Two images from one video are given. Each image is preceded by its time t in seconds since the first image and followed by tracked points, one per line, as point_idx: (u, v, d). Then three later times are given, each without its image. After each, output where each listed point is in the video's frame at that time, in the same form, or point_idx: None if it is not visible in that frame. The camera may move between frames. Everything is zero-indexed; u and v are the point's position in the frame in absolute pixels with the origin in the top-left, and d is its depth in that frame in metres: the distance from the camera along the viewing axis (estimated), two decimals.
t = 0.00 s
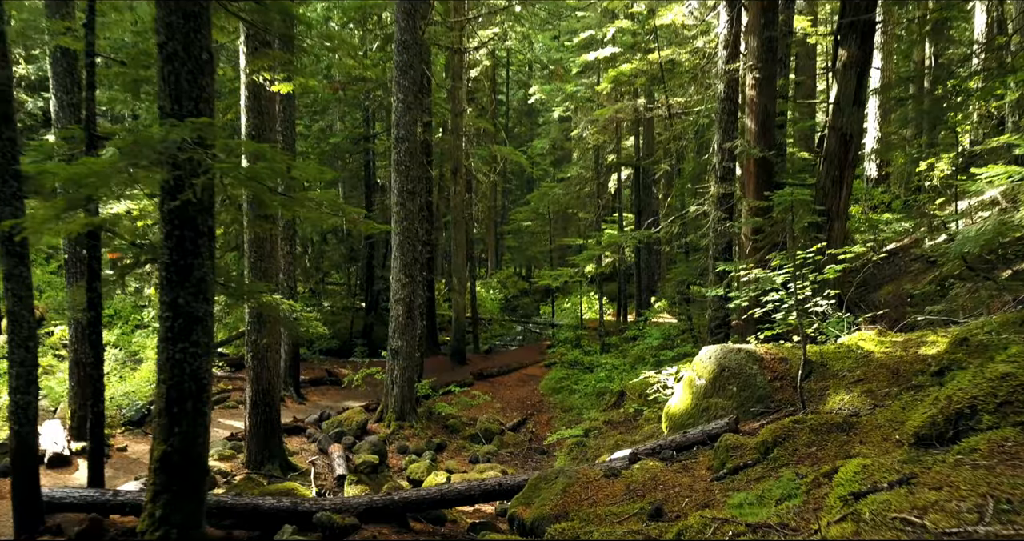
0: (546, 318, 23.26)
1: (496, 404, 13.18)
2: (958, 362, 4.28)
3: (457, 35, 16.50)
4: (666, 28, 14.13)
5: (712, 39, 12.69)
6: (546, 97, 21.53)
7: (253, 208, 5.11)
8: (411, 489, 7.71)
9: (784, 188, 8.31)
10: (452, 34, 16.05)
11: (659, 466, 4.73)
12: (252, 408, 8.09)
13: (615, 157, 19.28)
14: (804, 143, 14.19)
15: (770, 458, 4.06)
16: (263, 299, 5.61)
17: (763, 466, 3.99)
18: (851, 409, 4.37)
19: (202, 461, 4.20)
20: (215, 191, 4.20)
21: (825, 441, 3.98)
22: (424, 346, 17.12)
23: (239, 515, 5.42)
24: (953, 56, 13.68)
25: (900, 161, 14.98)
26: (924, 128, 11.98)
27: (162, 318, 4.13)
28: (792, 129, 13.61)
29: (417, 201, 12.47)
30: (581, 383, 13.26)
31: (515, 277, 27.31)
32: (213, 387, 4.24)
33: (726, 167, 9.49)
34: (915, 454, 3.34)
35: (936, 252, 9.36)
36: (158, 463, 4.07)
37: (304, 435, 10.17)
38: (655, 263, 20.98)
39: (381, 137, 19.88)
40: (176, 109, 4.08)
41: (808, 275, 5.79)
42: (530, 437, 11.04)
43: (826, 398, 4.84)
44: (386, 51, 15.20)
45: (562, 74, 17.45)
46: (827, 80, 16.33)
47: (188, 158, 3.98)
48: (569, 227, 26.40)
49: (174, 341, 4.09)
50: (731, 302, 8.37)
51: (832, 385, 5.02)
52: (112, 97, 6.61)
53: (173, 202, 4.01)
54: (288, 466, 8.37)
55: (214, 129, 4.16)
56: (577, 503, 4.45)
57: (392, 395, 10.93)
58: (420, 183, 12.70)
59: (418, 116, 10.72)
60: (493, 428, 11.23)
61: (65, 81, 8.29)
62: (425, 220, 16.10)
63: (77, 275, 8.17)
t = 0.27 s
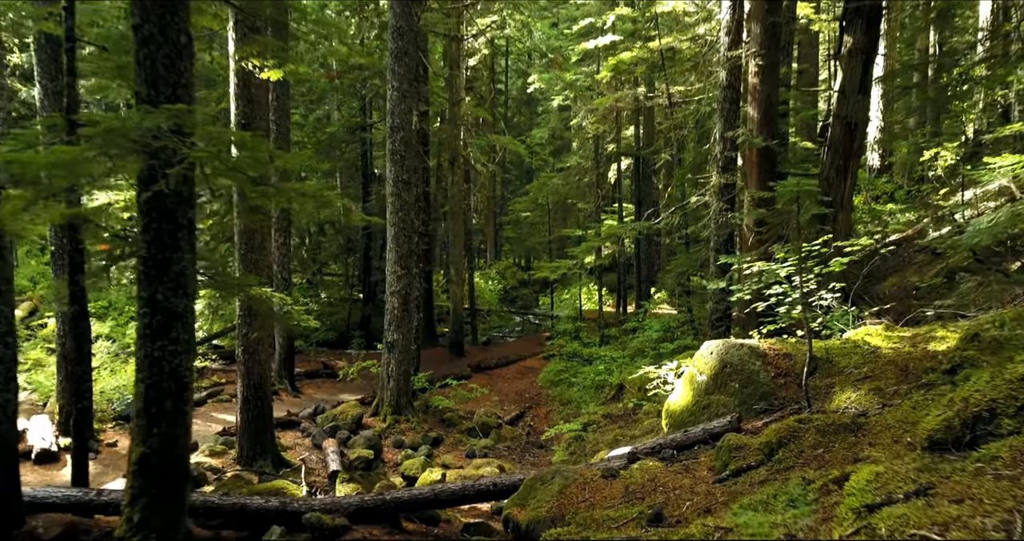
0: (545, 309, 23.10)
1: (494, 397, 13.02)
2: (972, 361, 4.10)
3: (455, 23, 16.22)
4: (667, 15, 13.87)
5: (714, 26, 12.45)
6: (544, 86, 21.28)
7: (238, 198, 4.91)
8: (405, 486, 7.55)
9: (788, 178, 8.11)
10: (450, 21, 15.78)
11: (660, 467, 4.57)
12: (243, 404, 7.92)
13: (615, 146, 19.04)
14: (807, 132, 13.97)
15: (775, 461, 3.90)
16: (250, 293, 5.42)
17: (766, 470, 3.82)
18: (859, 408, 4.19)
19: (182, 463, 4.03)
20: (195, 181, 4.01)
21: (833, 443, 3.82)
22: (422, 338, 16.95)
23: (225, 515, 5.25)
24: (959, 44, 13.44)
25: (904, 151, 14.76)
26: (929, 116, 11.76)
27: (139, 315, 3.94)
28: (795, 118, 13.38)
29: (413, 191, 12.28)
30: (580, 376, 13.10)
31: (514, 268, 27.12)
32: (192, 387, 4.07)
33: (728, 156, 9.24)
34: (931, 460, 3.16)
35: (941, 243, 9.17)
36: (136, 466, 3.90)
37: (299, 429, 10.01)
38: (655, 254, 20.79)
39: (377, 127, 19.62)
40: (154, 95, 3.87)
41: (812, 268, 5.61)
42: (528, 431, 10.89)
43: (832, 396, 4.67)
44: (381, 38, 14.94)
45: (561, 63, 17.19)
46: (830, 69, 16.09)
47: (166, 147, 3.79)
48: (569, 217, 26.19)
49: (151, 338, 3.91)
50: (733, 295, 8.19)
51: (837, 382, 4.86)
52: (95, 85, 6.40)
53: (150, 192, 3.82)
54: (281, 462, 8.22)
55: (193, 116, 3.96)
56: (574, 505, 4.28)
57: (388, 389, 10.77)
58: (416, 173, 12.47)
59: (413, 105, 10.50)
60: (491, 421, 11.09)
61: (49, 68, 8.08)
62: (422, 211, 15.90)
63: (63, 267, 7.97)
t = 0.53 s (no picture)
0: (545, 302, 22.95)
1: (492, 391, 12.90)
2: (986, 361, 3.96)
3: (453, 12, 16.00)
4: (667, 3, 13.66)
5: (715, 14, 12.24)
6: (544, 77, 21.06)
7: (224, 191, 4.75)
8: (401, 483, 7.42)
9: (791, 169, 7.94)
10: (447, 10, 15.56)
11: (659, 468, 4.43)
12: (236, 400, 7.78)
13: (615, 138, 18.85)
14: (810, 123, 13.78)
15: (779, 464, 3.76)
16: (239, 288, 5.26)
17: (771, 474, 3.68)
18: (867, 409, 4.05)
19: (165, 466, 3.88)
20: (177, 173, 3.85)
21: (840, 445, 3.68)
22: (420, 331, 16.82)
23: (214, 516, 5.12)
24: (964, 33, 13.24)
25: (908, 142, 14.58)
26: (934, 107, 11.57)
27: (120, 312, 3.79)
28: (797, 109, 13.19)
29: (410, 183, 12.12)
30: (579, 369, 12.97)
31: (513, 261, 26.96)
32: (175, 386, 3.92)
33: (731, 147, 8.94)
34: (947, 468, 3.02)
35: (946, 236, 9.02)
36: (118, 469, 3.75)
37: (294, 425, 9.88)
38: (655, 246, 20.64)
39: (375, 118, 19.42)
40: (133, 82, 3.70)
41: (817, 263, 5.46)
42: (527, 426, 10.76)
43: (838, 395, 4.53)
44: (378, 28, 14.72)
45: (561, 53, 16.99)
46: (833, 59, 15.89)
47: (145, 138, 3.63)
48: (568, 209, 26.01)
49: (132, 336, 3.76)
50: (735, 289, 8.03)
51: (843, 380, 4.72)
52: (81, 73, 6.23)
53: (130, 185, 3.67)
54: (275, 458, 8.09)
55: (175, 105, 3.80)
56: (571, 508, 4.15)
57: (384, 384, 10.63)
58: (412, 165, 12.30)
59: (410, 95, 10.32)
60: (489, 416, 10.96)
61: (37, 57, 7.90)
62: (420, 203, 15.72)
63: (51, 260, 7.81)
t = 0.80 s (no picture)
0: (544, 294, 22.77)
1: (490, 385, 12.73)
2: (1003, 362, 3.78)
3: None
4: None
5: (717, 1, 12.00)
6: (543, 66, 20.79)
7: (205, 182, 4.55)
8: (396, 481, 7.27)
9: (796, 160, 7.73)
10: None
11: (660, 471, 4.26)
12: (227, 396, 7.62)
13: (615, 128, 18.61)
14: (813, 113, 13.55)
15: (785, 469, 3.59)
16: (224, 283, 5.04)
17: (777, 480, 3.51)
18: (877, 412, 3.87)
19: (143, 471, 3.71)
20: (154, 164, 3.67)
21: (850, 450, 3.51)
22: (417, 324, 16.64)
23: (199, 519, 4.95)
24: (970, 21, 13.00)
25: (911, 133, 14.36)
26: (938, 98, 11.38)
27: (94, 311, 3.61)
28: (800, 99, 12.96)
29: (405, 174, 11.90)
30: (578, 363, 12.81)
31: (513, 252, 26.76)
32: (153, 387, 3.74)
33: (733, 138, 8.78)
34: (968, 481, 2.84)
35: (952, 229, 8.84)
36: (92, 474, 3.58)
37: (288, 420, 9.73)
38: (655, 238, 20.44)
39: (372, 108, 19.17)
40: (105, 68, 3.48)
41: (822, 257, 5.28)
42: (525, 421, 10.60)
43: (846, 396, 4.36)
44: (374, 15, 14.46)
45: (560, 41, 16.72)
46: (835, 48, 15.64)
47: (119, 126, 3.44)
48: (568, 200, 25.79)
49: (107, 336, 3.58)
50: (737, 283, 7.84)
51: (852, 379, 4.54)
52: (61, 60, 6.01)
53: (102, 177, 3.47)
54: (267, 455, 7.93)
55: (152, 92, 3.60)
56: (567, 513, 3.98)
57: (380, 378, 10.46)
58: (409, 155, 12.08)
59: (405, 84, 10.09)
60: (486, 411, 10.80)
61: (20, 44, 7.67)
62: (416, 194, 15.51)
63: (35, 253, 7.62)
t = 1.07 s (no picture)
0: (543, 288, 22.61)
1: (488, 380, 12.58)
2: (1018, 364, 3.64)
3: None
4: None
5: None
6: (542, 58, 20.56)
7: (189, 175, 4.39)
8: (391, 480, 7.13)
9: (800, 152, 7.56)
10: None
11: (660, 475, 4.11)
12: (219, 393, 7.47)
13: (615, 121, 18.41)
14: (816, 105, 13.36)
15: (791, 476, 3.45)
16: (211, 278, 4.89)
17: (781, 487, 3.37)
18: (885, 415, 3.73)
19: (122, 477, 3.56)
20: (132, 156, 3.50)
21: (859, 456, 3.37)
22: (415, 318, 16.48)
23: (185, 522, 4.81)
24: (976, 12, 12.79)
25: (914, 125, 14.18)
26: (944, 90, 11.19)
27: (70, 310, 3.46)
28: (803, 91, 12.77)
29: (402, 167, 11.72)
30: (577, 358, 12.66)
31: (512, 246, 26.58)
32: (133, 389, 3.59)
33: (735, 130, 8.60)
34: (988, 494, 2.70)
35: (958, 223, 8.67)
36: (68, 480, 3.44)
37: (283, 416, 9.58)
38: (655, 231, 20.26)
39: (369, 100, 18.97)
40: (79, 56, 3.31)
41: (828, 253, 5.13)
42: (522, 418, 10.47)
43: (853, 397, 4.21)
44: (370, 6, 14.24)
45: (559, 32, 16.51)
46: (839, 39, 15.43)
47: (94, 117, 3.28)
48: (567, 193, 25.61)
49: (84, 337, 3.43)
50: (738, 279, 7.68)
51: (859, 380, 4.40)
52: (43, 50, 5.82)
53: (77, 170, 3.31)
54: (261, 453, 7.80)
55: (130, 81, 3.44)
56: (564, 519, 3.82)
57: (376, 374, 10.31)
58: (405, 148, 11.91)
59: (401, 75, 9.90)
60: (483, 407, 10.66)
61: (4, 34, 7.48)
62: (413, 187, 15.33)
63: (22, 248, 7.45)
